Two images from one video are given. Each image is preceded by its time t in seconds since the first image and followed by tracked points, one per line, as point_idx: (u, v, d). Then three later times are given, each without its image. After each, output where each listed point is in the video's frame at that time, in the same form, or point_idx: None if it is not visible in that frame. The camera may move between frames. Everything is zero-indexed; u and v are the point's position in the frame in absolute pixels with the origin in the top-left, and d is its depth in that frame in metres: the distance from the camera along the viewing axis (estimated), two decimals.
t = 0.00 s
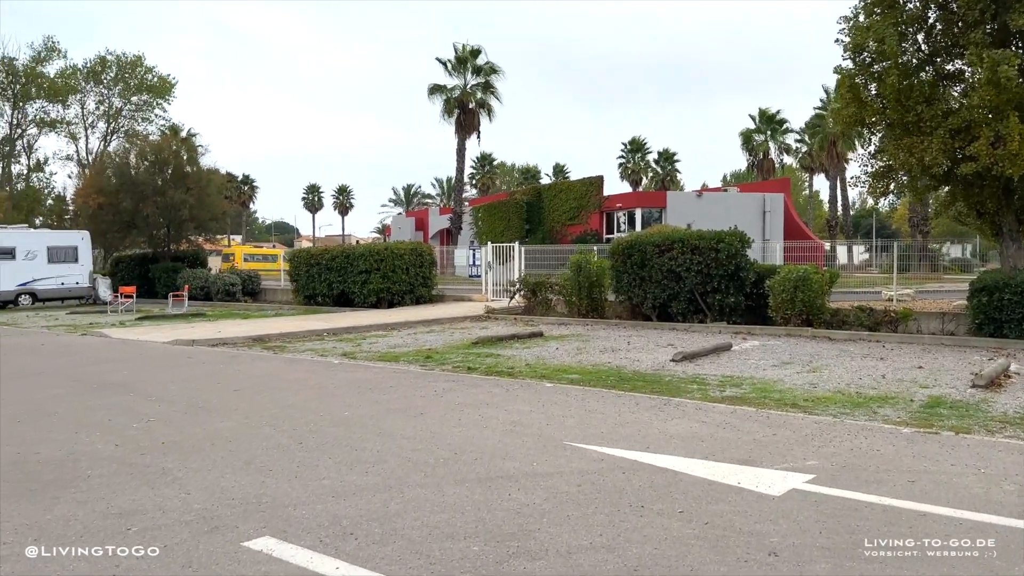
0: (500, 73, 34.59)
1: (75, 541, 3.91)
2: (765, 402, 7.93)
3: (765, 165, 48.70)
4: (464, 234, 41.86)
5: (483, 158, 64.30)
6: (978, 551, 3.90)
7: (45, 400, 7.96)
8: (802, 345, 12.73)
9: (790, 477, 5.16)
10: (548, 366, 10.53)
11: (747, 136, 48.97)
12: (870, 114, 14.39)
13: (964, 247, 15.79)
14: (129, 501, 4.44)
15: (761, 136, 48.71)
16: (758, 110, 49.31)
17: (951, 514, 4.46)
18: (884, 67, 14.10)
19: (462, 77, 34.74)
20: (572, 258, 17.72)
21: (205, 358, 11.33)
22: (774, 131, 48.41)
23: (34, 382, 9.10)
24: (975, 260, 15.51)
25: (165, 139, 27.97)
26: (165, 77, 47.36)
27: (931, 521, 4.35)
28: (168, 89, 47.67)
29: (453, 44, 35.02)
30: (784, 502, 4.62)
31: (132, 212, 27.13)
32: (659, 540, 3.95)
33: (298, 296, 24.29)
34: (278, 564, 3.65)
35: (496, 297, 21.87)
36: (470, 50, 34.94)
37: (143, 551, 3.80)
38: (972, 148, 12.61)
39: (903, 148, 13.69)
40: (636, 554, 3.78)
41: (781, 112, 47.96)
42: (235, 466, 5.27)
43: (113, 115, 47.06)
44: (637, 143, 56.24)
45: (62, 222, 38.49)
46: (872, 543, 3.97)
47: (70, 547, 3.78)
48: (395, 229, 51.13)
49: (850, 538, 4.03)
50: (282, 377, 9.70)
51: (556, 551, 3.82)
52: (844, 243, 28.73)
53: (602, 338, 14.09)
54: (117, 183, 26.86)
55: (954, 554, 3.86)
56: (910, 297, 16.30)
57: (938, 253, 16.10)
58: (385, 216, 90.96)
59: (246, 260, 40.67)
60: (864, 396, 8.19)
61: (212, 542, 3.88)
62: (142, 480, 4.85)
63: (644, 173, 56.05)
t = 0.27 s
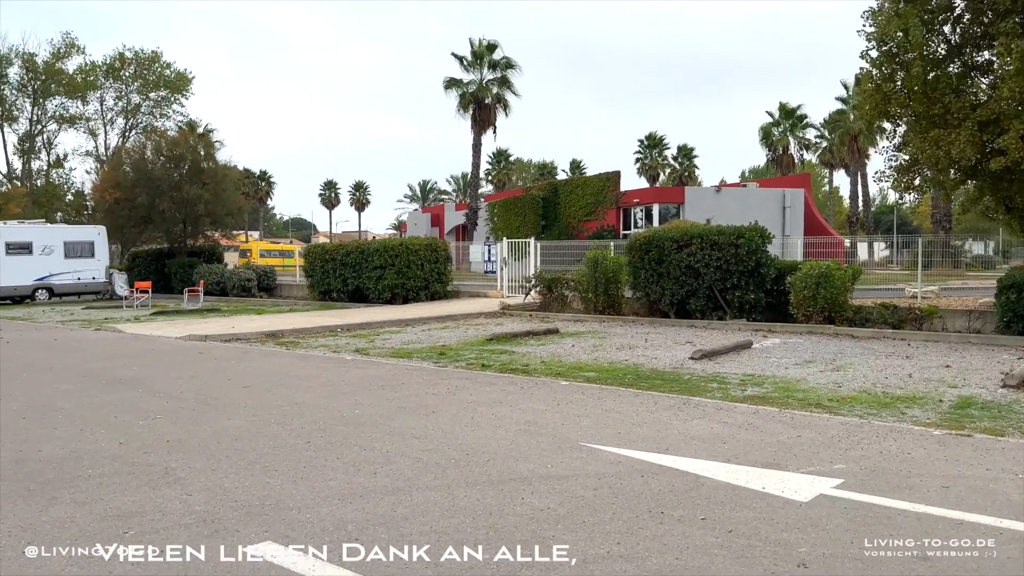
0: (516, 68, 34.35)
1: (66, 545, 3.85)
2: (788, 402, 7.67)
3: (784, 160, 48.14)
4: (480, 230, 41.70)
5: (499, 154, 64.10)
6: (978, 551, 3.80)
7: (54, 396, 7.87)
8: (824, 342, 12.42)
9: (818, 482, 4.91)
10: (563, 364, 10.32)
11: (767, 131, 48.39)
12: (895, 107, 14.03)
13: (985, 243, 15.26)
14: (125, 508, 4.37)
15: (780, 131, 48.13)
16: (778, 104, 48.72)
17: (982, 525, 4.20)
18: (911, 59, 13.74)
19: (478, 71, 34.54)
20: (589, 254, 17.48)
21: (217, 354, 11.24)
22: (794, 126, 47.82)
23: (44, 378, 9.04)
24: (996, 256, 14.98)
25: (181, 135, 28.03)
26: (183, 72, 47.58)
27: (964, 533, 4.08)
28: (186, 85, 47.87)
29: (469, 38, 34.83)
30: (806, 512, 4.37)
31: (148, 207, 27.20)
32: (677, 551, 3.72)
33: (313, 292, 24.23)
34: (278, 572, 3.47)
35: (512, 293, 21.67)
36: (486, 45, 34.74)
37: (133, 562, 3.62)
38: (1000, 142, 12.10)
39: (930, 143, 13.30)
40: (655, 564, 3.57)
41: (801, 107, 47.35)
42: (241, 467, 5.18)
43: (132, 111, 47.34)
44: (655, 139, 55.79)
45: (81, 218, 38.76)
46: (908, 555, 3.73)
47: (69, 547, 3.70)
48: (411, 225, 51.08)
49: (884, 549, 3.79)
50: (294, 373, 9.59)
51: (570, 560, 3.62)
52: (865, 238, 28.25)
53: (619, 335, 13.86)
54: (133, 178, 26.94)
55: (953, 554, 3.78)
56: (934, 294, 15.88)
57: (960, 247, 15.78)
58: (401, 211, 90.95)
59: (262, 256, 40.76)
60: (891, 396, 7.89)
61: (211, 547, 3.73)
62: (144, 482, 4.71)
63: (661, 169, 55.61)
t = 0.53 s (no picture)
0: (522, 63, 34.08)
1: (46, 564, 3.69)
2: (801, 406, 7.42)
3: (793, 157, 47.69)
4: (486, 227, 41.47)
5: (505, 151, 63.83)
6: (977, 551, 3.86)
7: (50, 396, 7.77)
8: (835, 343, 12.16)
9: (836, 493, 4.69)
10: (569, 364, 10.11)
11: (775, 128, 48.01)
12: (910, 101, 13.73)
13: (994, 242, 14.83)
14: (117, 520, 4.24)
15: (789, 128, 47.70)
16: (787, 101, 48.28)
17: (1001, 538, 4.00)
18: (924, 53, 13.51)
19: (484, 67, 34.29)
20: (596, 252, 17.25)
21: (218, 353, 11.11)
22: (803, 122, 47.35)
23: (41, 377, 8.94)
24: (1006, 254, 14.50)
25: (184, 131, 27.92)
26: (189, 68, 47.49)
27: (990, 552, 3.86)
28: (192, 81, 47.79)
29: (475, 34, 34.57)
30: (820, 527, 4.17)
31: (152, 203, 27.10)
32: (665, 521, 4.15)
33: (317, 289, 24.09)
34: None
35: (517, 291, 21.47)
36: (492, 41, 34.49)
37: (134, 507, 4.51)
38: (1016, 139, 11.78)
39: (944, 138, 13.07)
40: None
41: (810, 103, 46.92)
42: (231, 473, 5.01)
43: (138, 107, 47.30)
44: (662, 135, 55.44)
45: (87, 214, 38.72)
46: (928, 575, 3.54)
47: (69, 547, 3.84)
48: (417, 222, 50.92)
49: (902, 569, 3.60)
50: (294, 372, 9.45)
51: None
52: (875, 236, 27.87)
53: (625, 334, 13.67)
54: (137, 174, 26.85)
55: (952, 554, 3.83)
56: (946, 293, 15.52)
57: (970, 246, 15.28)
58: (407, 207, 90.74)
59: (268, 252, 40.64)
60: (908, 400, 7.63)
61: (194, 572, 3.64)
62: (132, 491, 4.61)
63: (669, 165, 55.26)
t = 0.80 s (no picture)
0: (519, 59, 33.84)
1: None
2: (802, 407, 7.22)
3: (791, 155, 47.51)
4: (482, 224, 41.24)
5: (502, 147, 63.61)
6: (978, 551, 3.78)
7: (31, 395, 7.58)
8: (835, 341, 11.97)
9: (842, 499, 4.50)
10: (566, 363, 9.90)
11: (773, 125, 47.86)
12: (912, 96, 13.55)
13: (992, 239, 14.66)
14: (90, 529, 4.06)
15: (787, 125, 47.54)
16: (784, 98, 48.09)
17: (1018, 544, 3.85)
18: (926, 46, 13.25)
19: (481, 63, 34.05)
20: (593, 249, 17.04)
21: (207, 351, 10.92)
22: (801, 120, 47.15)
23: (26, 376, 8.74)
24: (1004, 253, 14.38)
25: (177, 126, 27.66)
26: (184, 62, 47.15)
27: (1003, 563, 3.65)
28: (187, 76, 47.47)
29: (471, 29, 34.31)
30: (825, 538, 3.97)
31: (145, 199, 26.84)
32: (666, 499, 4.50)
33: (311, 286, 23.85)
34: None
35: (513, 288, 21.28)
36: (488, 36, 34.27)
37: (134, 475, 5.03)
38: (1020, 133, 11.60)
39: (946, 133, 12.90)
40: None
41: (807, 100, 46.75)
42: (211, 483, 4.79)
43: (133, 103, 46.98)
44: (660, 132, 55.19)
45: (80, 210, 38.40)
46: None
47: (70, 548, 3.79)
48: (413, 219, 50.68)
49: None
50: (284, 371, 9.25)
51: None
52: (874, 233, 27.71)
53: (622, 332, 13.50)
54: (129, 170, 26.59)
55: (953, 555, 3.75)
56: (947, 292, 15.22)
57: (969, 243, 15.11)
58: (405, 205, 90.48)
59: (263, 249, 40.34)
60: (911, 400, 7.43)
61: None
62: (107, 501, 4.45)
63: (666, 162, 55.10)
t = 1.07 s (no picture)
0: (501, 56, 33.62)
1: None
2: (785, 409, 7.06)
3: (772, 154, 47.65)
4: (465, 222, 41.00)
5: (485, 145, 63.35)
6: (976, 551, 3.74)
7: None
8: (817, 341, 11.87)
9: (826, 508, 4.38)
10: (545, 364, 9.71)
11: (755, 124, 48.03)
12: (895, 95, 13.49)
13: (971, 238, 14.72)
14: (68, 537, 4.04)
15: (769, 125, 47.72)
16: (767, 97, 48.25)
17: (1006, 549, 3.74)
18: (909, 44, 13.12)
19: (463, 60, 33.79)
20: (575, 247, 16.87)
21: (177, 351, 10.63)
22: (783, 119, 47.28)
23: None
24: (983, 252, 14.49)
25: (153, 122, 27.14)
26: (162, 58, 46.46)
27: None
28: (166, 71, 46.74)
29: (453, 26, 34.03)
30: (808, 550, 3.80)
31: (120, 195, 26.32)
32: (666, 481, 4.82)
33: (290, 285, 23.50)
34: None
35: (494, 287, 21.07)
36: (470, 33, 34.01)
37: (133, 457, 5.50)
38: (1004, 130, 11.55)
39: (929, 133, 12.87)
40: None
41: (789, 100, 46.98)
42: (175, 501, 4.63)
43: (110, 99, 46.20)
44: (643, 131, 55.17)
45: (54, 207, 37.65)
46: None
47: (71, 547, 3.88)
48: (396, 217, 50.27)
49: None
50: (255, 373, 9.00)
51: None
52: (856, 231, 27.75)
53: (604, 331, 13.34)
54: (103, 166, 26.06)
55: (954, 554, 3.71)
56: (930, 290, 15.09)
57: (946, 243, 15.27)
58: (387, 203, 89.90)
59: (242, 247, 39.79)
60: (895, 402, 7.29)
61: None
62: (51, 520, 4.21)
63: (649, 161, 55.12)
